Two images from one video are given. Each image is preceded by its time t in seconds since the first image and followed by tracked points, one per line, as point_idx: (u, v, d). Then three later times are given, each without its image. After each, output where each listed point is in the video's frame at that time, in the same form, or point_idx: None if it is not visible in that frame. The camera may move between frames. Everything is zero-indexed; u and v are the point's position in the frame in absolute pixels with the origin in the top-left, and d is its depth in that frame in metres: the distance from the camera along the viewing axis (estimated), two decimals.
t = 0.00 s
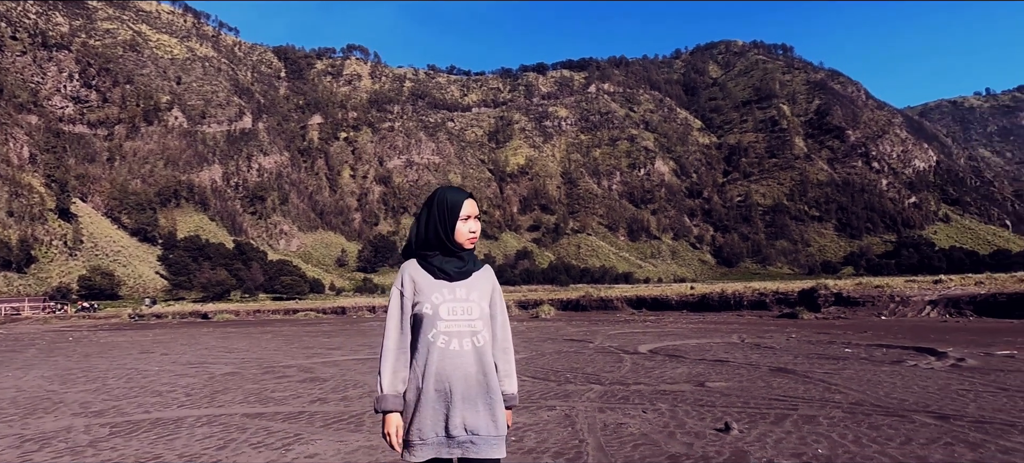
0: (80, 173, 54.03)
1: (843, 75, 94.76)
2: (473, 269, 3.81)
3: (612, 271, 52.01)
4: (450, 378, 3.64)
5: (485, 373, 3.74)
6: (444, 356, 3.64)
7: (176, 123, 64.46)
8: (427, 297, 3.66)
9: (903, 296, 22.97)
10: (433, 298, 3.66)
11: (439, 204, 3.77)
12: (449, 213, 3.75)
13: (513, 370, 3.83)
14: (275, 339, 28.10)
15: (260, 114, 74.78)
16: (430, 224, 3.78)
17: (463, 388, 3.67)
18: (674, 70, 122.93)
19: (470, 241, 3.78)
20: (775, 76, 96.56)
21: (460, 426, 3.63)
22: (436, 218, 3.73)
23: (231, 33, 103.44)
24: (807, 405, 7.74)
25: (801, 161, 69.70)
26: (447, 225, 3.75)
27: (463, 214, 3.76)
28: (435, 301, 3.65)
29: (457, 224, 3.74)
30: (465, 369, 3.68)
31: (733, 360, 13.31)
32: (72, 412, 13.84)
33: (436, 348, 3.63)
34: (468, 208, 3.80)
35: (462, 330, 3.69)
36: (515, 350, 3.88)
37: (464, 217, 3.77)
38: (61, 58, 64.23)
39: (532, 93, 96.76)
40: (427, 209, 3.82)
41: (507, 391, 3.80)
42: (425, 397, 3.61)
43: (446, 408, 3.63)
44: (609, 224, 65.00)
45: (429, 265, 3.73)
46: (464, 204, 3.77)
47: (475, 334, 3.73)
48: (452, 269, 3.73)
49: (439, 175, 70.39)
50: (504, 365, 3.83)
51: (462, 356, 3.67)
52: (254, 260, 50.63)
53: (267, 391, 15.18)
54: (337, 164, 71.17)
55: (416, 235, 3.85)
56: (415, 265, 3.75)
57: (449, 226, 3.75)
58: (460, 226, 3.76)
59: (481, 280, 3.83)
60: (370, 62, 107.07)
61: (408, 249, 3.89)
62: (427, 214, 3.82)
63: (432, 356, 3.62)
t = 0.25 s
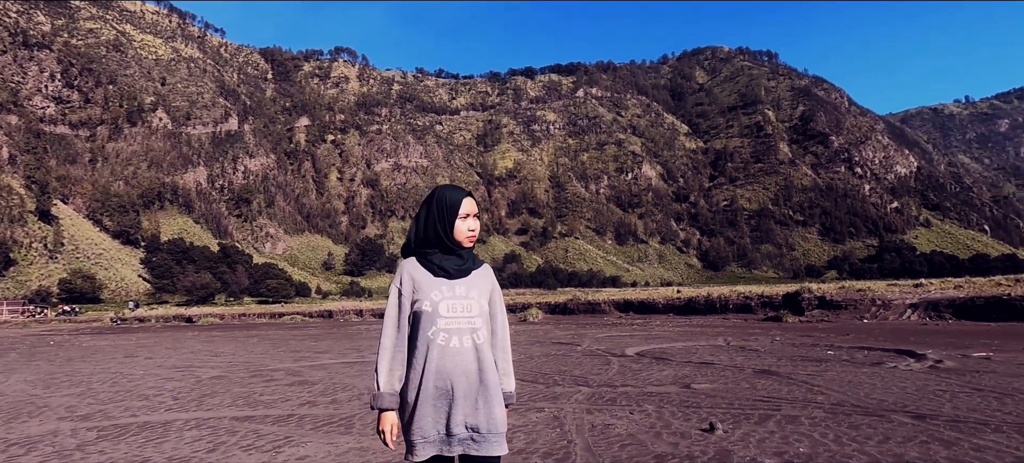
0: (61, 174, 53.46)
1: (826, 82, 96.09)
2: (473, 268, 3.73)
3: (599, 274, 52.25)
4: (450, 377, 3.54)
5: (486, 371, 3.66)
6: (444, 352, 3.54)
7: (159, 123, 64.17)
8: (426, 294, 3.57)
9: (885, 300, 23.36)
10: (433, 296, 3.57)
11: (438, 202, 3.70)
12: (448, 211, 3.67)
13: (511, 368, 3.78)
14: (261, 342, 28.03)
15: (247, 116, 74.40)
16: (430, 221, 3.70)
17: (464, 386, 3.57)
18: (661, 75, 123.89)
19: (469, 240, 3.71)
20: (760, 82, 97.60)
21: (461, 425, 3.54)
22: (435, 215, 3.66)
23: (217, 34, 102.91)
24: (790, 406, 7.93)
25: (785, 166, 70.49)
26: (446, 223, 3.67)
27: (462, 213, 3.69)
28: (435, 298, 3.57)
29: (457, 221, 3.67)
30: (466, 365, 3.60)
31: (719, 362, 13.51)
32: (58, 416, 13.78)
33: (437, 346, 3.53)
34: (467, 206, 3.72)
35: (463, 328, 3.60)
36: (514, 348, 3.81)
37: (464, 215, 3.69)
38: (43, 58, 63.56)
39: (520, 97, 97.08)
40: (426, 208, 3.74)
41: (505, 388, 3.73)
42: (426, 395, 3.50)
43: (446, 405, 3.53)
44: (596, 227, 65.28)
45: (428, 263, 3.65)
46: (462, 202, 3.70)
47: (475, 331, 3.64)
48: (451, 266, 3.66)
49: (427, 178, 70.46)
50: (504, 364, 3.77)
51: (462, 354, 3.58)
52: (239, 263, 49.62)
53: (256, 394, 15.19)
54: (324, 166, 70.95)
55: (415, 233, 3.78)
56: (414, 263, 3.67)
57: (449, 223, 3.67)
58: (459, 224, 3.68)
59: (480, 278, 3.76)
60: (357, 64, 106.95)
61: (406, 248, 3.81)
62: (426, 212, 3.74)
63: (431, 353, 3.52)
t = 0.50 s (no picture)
0: (42, 177, 52.75)
1: (811, 90, 97.15)
2: (472, 268, 3.81)
3: (587, 279, 52.39)
4: (454, 376, 3.63)
5: (488, 368, 3.76)
6: (447, 351, 3.62)
7: (144, 127, 62.37)
8: (428, 295, 3.64)
9: (867, 305, 23.70)
10: (435, 296, 3.64)
11: (438, 203, 3.75)
12: (448, 213, 3.73)
13: (509, 364, 3.89)
14: (248, 347, 27.85)
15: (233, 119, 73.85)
16: (430, 222, 3.76)
17: (467, 384, 3.66)
18: (649, 82, 124.78)
19: (469, 241, 3.77)
20: (747, 89, 98.51)
21: (466, 422, 3.64)
22: (435, 217, 3.71)
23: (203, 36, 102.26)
24: (773, 408, 8.13)
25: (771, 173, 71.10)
26: (447, 225, 3.73)
27: (461, 214, 3.75)
28: (437, 298, 3.64)
29: (456, 223, 3.73)
30: (468, 363, 3.69)
31: (705, 366, 13.72)
32: (44, 421, 13.70)
33: (439, 346, 3.61)
34: (467, 207, 3.78)
35: (464, 327, 3.69)
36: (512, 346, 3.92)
37: (463, 216, 3.75)
38: (24, 58, 62.69)
39: (509, 102, 97.30)
40: (426, 210, 3.80)
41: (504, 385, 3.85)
42: (430, 394, 3.58)
43: (449, 402, 3.61)
44: (584, 232, 65.46)
45: (429, 263, 3.71)
46: (462, 204, 3.76)
47: (476, 330, 3.73)
48: (452, 267, 3.73)
49: (415, 183, 70.41)
50: (503, 361, 3.89)
51: (464, 353, 3.66)
52: (224, 268, 49.94)
53: (244, 399, 15.17)
54: (311, 170, 70.63)
55: (414, 235, 3.83)
56: (415, 264, 3.73)
57: (449, 224, 3.73)
58: (459, 225, 3.74)
59: (479, 278, 3.84)
60: (346, 68, 106.69)
61: (407, 249, 3.86)
62: (426, 214, 3.80)
63: (434, 352, 3.60)
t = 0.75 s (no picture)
0: (19, 181, 51.92)
1: (792, 99, 98.63)
2: (473, 274, 3.63)
3: (572, 285, 52.57)
4: (457, 384, 3.43)
5: (490, 374, 3.57)
6: (449, 359, 3.42)
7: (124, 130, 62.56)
8: (428, 301, 3.44)
9: (847, 311, 24.09)
10: (435, 303, 3.45)
11: (437, 208, 3.57)
12: (447, 216, 3.55)
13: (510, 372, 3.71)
14: (231, 354, 27.66)
15: (216, 124, 73.34)
16: (428, 227, 3.57)
17: (470, 394, 3.46)
18: (633, 89, 125.92)
19: (469, 246, 3.59)
20: (729, 97, 99.73)
21: (470, 434, 3.42)
22: (435, 222, 3.52)
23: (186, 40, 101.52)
24: (755, 411, 8.32)
25: (753, 180, 72.04)
26: (446, 230, 3.54)
27: (461, 218, 3.57)
28: (437, 304, 3.45)
29: (456, 228, 3.55)
30: (470, 372, 3.49)
31: (688, 371, 13.95)
32: (25, 429, 13.57)
33: (440, 353, 3.42)
34: (466, 212, 3.61)
35: (466, 335, 3.50)
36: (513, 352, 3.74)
37: (463, 221, 3.57)
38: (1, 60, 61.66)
39: (494, 108, 97.67)
40: (424, 214, 3.62)
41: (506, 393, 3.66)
42: (432, 405, 3.37)
43: (453, 411, 3.40)
44: (570, 239, 65.69)
45: (429, 269, 3.51)
46: (462, 209, 3.58)
47: (477, 337, 3.55)
48: (452, 273, 3.53)
49: (400, 189, 70.34)
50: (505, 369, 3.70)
51: (466, 362, 3.47)
52: (206, 274, 49.17)
53: (229, 405, 15.13)
54: (295, 176, 70.30)
55: (413, 239, 3.63)
56: (414, 269, 3.53)
57: (448, 229, 3.54)
58: (459, 230, 3.56)
59: (478, 283, 3.67)
60: (331, 74, 106.53)
61: (404, 255, 3.67)
62: (425, 218, 3.61)
63: (436, 359, 3.40)
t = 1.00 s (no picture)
0: (2, 187, 51.32)
1: (779, 107, 99.65)
2: (474, 279, 3.51)
3: (562, 292, 52.59)
4: (457, 391, 3.33)
5: (493, 380, 3.45)
6: (448, 364, 3.32)
7: (110, 135, 61.87)
8: (428, 307, 3.35)
9: (833, 316, 24.39)
10: (435, 308, 3.35)
11: (437, 213, 3.47)
12: (447, 222, 3.44)
13: (518, 376, 3.55)
14: (219, 362, 27.51)
15: (204, 129, 72.95)
16: (429, 232, 3.46)
17: (471, 400, 3.35)
18: (623, 97, 126.69)
19: (470, 251, 3.48)
20: (718, 104, 100.48)
21: (472, 440, 3.32)
22: (435, 228, 3.41)
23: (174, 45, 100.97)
24: (742, 415, 8.46)
25: (741, 187, 72.58)
26: (446, 235, 3.44)
27: (462, 224, 3.45)
28: (437, 310, 3.35)
29: (456, 233, 3.44)
30: (472, 379, 3.38)
31: (677, 376, 14.11)
32: (12, 437, 13.48)
33: (440, 359, 3.31)
34: (467, 217, 3.48)
35: (467, 341, 3.38)
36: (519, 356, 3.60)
37: (463, 227, 3.45)
38: None
39: (484, 115, 97.91)
40: (425, 218, 3.52)
41: (511, 398, 3.51)
42: (432, 411, 3.27)
43: (454, 416, 3.30)
44: (559, 245, 65.80)
45: (429, 275, 3.41)
46: (463, 214, 3.48)
47: (479, 343, 3.43)
48: (451, 278, 3.43)
49: (390, 195, 70.27)
50: (511, 375, 3.55)
51: (468, 367, 3.36)
52: (192, 280, 48.71)
53: (219, 413, 15.09)
54: (284, 181, 70.03)
55: (413, 244, 3.54)
56: (414, 274, 3.43)
57: (448, 235, 3.44)
58: (459, 235, 3.45)
59: (481, 287, 3.55)
60: (321, 79, 106.40)
61: (405, 260, 3.57)
62: (426, 223, 3.51)
63: (434, 365, 3.30)
